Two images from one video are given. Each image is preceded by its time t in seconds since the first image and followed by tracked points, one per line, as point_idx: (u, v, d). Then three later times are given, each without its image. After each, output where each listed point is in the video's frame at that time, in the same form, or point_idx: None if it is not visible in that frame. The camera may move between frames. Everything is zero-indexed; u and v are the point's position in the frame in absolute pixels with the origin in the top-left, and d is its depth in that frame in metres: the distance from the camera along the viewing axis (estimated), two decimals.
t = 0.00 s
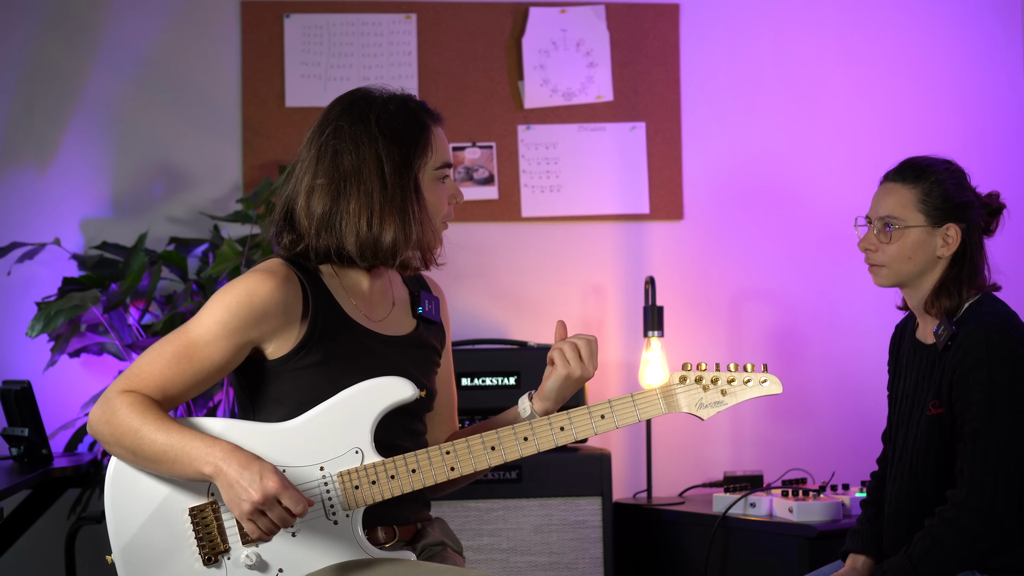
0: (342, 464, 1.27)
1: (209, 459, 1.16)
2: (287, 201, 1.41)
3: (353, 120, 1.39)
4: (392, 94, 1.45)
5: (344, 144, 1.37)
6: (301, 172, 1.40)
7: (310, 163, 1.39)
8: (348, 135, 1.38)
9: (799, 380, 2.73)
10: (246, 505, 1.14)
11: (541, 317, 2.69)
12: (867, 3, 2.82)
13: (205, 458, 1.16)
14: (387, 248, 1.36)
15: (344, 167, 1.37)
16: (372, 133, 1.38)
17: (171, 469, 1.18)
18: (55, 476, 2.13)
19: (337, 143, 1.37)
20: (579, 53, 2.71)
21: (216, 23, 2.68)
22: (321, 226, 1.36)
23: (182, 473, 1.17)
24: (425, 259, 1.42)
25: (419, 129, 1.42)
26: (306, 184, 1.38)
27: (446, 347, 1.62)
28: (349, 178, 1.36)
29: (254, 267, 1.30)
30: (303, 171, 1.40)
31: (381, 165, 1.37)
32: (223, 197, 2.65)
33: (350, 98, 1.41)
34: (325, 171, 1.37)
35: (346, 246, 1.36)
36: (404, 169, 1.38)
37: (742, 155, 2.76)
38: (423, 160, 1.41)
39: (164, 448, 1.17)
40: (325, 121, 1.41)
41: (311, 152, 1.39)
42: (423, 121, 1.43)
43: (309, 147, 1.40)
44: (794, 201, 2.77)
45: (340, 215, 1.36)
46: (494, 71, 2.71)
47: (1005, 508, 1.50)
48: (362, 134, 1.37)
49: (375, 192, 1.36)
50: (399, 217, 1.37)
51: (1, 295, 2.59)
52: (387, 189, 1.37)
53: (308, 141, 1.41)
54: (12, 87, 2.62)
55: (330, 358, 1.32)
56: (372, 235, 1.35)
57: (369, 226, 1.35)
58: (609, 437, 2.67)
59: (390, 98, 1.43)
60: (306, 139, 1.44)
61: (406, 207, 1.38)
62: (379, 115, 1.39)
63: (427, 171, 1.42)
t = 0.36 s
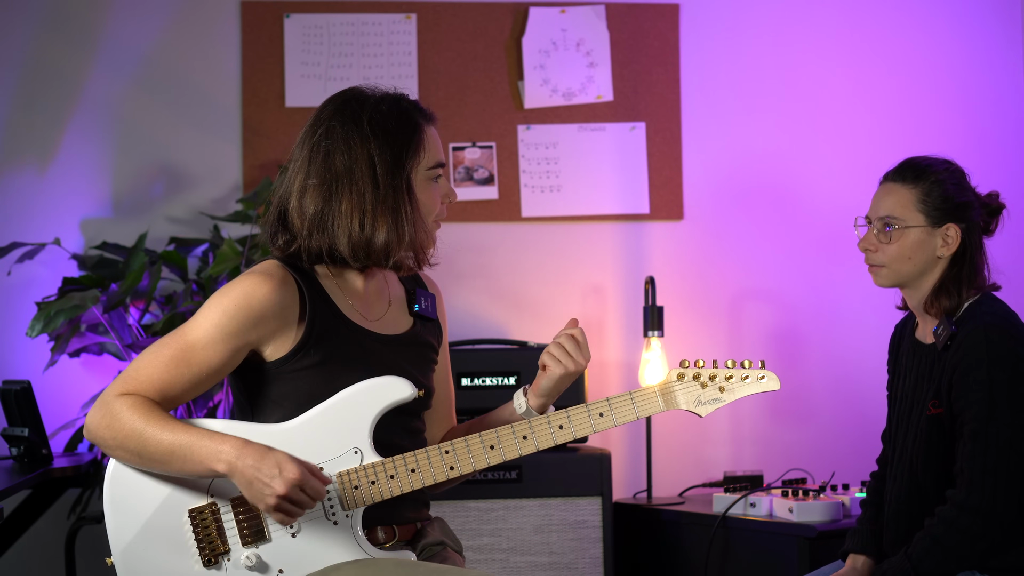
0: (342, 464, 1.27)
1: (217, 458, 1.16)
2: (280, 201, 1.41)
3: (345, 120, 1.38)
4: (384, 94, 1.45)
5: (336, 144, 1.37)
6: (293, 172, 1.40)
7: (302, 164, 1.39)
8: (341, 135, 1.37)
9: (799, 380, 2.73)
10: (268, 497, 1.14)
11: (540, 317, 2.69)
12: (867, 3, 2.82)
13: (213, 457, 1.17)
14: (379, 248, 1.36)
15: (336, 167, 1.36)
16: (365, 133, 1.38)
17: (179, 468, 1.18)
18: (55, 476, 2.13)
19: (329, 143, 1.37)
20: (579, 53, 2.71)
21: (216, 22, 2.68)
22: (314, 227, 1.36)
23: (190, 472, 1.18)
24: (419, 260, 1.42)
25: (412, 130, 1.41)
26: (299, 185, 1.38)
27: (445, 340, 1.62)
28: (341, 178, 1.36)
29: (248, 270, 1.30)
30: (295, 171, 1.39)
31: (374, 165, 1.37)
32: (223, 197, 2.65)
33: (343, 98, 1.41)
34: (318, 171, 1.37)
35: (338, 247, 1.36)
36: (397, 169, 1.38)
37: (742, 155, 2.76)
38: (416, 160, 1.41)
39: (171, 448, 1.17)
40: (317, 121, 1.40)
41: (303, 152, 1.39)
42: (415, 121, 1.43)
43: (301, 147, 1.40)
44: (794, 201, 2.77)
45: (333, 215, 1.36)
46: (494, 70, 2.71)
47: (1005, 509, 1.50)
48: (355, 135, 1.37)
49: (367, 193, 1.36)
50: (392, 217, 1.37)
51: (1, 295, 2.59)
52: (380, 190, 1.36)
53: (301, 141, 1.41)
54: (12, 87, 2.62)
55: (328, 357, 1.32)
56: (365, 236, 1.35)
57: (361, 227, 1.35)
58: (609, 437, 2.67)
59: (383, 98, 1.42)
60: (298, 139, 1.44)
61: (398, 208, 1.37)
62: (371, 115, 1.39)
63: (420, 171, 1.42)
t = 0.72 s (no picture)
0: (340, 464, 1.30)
1: (273, 447, 1.17)
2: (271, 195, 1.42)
3: (334, 120, 1.36)
4: (384, 98, 1.41)
5: (322, 141, 1.35)
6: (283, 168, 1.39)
7: (291, 161, 1.38)
8: (327, 135, 1.35)
9: (799, 380, 2.73)
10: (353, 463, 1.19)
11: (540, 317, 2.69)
12: (867, 3, 2.82)
13: (271, 447, 1.17)
14: (346, 250, 1.30)
15: (317, 166, 1.34)
16: (349, 133, 1.34)
17: (230, 468, 1.18)
18: (55, 476, 2.13)
19: (316, 141, 1.36)
20: (579, 53, 2.71)
21: (216, 23, 2.68)
22: (291, 222, 1.35)
23: (243, 468, 1.18)
24: (389, 268, 1.33)
25: (399, 135, 1.36)
26: (286, 177, 1.37)
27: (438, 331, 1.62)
28: (319, 177, 1.33)
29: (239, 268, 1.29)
30: (286, 164, 1.39)
31: (352, 165, 1.32)
32: (223, 197, 2.65)
33: (339, 95, 1.39)
34: (301, 169, 1.35)
35: (308, 245, 1.32)
36: (375, 172, 1.33)
37: (743, 155, 2.76)
38: (398, 166, 1.35)
39: (223, 450, 1.16)
40: (314, 118, 1.40)
41: (296, 146, 1.39)
42: (405, 127, 1.38)
43: (295, 144, 1.40)
44: (793, 201, 2.77)
45: (307, 213, 1.33)
46: (494, 71, 2.71)
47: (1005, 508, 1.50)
48: (339, 135, 1.34)
49: (341, 194, 1.31)
50: (360, 221, 1.30)
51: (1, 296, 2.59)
52: (354, 192, 1.31)
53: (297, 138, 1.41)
54: (12, 87, 2.62)
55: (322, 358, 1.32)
56: (330, 236, 1.30)
57: (331, 227, 1.30)
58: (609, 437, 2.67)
59: (377, 100, 1.39)
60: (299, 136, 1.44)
61: (370, 212, 1.31)
62: (360, 118, 1.36)
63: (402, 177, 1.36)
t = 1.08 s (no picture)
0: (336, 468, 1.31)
1: (377, 401, 1.10)
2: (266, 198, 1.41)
3: (327, 126, 1.34)
4: (379, 102, 1.39)
5: (315, 149, 1.33)
6: (278, 171, 1.38)
7: (286, 165, 1.37)
8: (320, 142, 1.33)
9: (799, 380, 2.73)
10: (456, 372, 1.13)
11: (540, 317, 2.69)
12: (868, 3, 2.82)
13: (381, 403, 1.09)
14: (340, 259, 1.31)
15: (311, 173, 1.33)
16: (342, 141, 1.33)
17: (371, 443, 1.11)
18: (55, 476, 2.13)
19: (310, 147, 1.34)
20: (579, 53, 2.71)
21: (216, 23, 2.68)
22: (286, 228, 1.35)
23: (380, 436, 1.11)
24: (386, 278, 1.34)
25: (393, 144, 1.34)
26: (281, 183, 1.37)
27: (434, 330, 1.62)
28: (313, 185, 1.32)
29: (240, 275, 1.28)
30: (280, 170, 1.38)
31: (345, 174, 1.31)
32: (223, 197, 2.65)
33: (333, 101, 1.36)
34: (295, 175, 1.34)
35: (304, 252, 1.33)
36: (367, 181, 1.31)
37: (743, 155, 2.76)
38: (392, 174, 1.34)
39: (349, 427, 1.09)
40: (309, 121, 1.38)
41: (290, 151, 1.37)
42: (399, 135, 1.36)
43: (289, 147, 1.38)
44: (793, 201, 2.77)
45: (302, 221, 1.33)
46: (494, 70, 2.71)
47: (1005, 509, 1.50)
48: (332, 143, 1.33)
49: (335, 203, 1.31)
50: (354, 230, 1.31)
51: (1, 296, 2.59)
52: (348, 201, 1.31)
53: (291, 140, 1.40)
54: (12, 87, 2.62)
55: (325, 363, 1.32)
56: (325, 245, 1.31)
57: (324, 235, 1.31)
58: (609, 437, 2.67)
59: (371, 106, 1.36)
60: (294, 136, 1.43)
61: (364, 222, 1.31)
62: (353, 126, 1.34)
63: (397, 187, 1.35)
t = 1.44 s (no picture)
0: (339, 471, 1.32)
1: (410, 393, 1.10)
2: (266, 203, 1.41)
3: (327, 129, 1.34)
4: (377, 103, 1.38)
5: (316, 151, 1.33)
6: (278, 176, 1.38)
7: (286, 169, 1.36)
8: (320, 144, 1.33)
9: (799, 380, 2.73)
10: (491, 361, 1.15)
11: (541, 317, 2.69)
12: (868, 3, 2.82)
13: (416, 395, 1.10)
14: (348, 261, 1.30)
15: (313, 177, 1.32)
16: (343, 143, 1.32)
17: (409, 432, 1.11)
18: (55, 476, 2.13)
19: (310, 151, 1.34)
20: (579, 53, 2.71)
21: (216, 23, 2.68)
22: (288, 233, 1.35)
23: (415, 426, 1.11)
24: (391, 278, 1.34)
25: (394, 144, 1.34)
26: (282, 188, 1.36)
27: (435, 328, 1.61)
28: (316, 188, 1.32)
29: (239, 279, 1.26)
30: (281, 175, 1.37)
31: (348, 176, 1.31)
32: (223, 197, 2.65)
33: (330, 104, 1.36)
34: (296, 179, 1.34)
35: (309, 256, 1.33)
36: (370, 182, 1.31)
37: (742, 156, 2.76)
38: (394, 174, 1.33)
39: (385, 421, 1.09)
40: (307, 125, 1.37)
41: (290, 156, 1.37)
42: (399, 135, 1.35)
43: (289, 151, 1.38)
44: (793, 201, 2.77)
45: (305, 225, 1.33)
46: (494, 71, 2.71)
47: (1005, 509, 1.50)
48: (333, 145, 1.32)
49: (338, 206, 1.30)
50: (359, 232, 1.30)
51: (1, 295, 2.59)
52: (351, 203, 1.30)
53: (290, 144, 1.39)
54: (12, 87, 2.62)
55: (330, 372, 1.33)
56: (330, 247, 1.31)
57: (328, 238, 1.31)
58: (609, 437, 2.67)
59: (369, 107, 1.36)
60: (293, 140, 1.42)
61: (368, 223, 1.31)
62: (353, 127, 1.33)
63: (399, 187, 1.34)
